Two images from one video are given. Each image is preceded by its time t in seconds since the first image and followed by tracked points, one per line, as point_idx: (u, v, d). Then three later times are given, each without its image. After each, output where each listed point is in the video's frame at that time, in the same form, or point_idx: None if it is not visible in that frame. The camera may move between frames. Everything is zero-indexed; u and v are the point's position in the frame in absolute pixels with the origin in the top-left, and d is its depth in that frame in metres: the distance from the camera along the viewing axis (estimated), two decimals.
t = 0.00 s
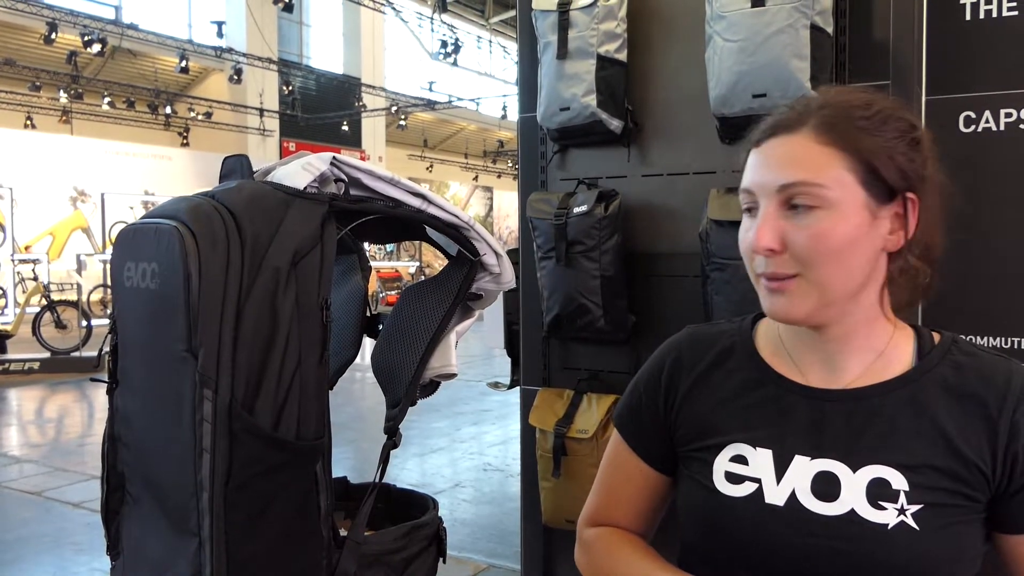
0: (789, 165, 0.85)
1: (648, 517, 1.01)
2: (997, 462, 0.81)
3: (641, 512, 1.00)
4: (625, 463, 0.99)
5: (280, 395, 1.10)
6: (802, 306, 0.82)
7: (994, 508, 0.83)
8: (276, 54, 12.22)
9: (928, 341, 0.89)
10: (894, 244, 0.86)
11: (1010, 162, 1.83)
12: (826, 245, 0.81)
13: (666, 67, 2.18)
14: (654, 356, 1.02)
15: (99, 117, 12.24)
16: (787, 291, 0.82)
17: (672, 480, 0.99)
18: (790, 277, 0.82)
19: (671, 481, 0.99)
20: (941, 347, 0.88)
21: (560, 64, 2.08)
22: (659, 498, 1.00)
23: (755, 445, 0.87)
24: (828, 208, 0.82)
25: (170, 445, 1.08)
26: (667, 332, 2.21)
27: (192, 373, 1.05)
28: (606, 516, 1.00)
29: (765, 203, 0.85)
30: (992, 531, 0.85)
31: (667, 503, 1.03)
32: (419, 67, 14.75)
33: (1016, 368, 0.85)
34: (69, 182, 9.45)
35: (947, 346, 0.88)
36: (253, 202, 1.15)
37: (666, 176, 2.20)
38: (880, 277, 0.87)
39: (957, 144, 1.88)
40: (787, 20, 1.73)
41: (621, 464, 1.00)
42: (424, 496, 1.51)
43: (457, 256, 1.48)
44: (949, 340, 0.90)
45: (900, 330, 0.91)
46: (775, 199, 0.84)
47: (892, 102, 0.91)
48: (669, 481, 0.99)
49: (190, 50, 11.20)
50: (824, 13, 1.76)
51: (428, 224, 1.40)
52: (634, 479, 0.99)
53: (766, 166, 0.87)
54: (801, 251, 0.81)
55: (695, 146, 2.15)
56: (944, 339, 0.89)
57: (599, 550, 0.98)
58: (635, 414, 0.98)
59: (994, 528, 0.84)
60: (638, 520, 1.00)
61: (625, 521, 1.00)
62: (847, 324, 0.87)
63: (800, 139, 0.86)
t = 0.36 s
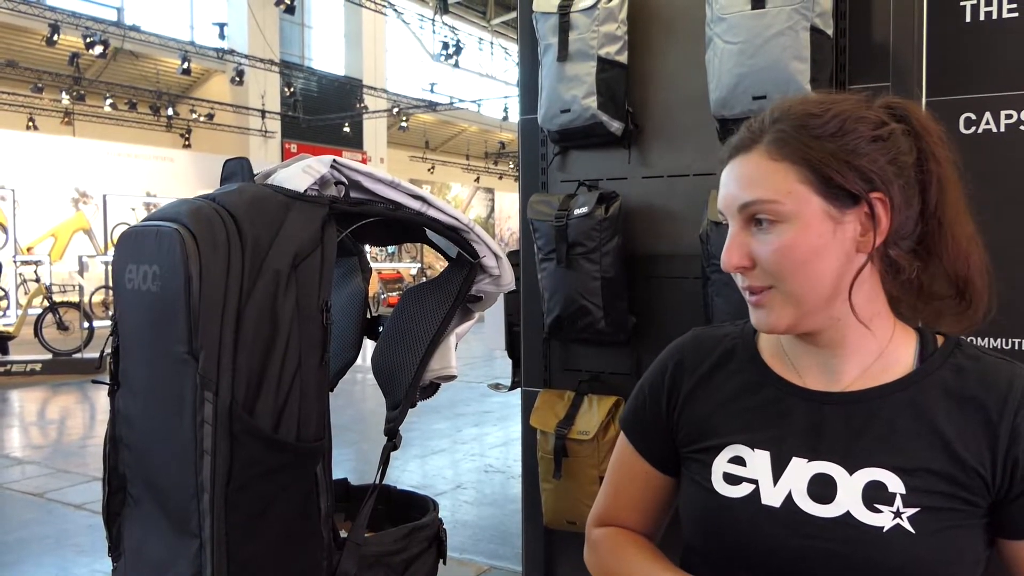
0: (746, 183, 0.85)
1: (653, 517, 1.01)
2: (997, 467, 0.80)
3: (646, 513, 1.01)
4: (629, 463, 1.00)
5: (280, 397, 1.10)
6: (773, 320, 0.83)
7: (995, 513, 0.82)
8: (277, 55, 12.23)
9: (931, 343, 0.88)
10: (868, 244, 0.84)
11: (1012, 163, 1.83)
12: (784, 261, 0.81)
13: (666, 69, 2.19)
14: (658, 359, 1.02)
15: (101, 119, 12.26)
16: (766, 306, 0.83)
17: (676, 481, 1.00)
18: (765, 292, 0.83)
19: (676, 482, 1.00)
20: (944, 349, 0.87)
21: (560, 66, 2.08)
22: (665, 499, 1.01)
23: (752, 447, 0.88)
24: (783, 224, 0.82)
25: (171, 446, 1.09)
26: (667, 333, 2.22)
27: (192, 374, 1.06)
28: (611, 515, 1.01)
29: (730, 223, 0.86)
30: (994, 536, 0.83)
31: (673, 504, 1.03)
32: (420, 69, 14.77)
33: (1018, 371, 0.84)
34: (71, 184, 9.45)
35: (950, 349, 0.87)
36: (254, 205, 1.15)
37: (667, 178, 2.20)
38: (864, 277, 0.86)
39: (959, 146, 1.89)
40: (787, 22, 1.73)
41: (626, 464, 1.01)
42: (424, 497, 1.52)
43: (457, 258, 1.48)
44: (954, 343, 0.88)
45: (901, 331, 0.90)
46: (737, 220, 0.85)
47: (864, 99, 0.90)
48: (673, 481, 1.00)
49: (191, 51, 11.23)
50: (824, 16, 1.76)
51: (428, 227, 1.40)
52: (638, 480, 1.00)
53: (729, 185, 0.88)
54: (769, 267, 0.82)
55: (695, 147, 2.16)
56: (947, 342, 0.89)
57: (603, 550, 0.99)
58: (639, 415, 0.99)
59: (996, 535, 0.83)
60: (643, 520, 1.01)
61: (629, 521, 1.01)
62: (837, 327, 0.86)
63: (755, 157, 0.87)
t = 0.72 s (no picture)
0: (741, 182, 0.85)
1: (650, 521, 1.01)
2: (987, 465, 0.80)
3: (642, 518, 1.01)
4: (625, 468, 1.00)
5: (280, 399, 1.10)
6: (771, 319, 0.83)
7: (987, 511, 0.82)
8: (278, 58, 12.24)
9: (921, 342, 0.88)
10: (861, 241, 0.84)
11: (1012, 164, 1.84)
12: (781, 259, 0.81)
13: (666, 71, 2.19)
14: (653, 364, 1.02)
15: (102, 122, 12.27)
16: (765, 304, 0.83)
17: (671, 485, 1.00)
18: (763, 291, 0.83)
19: (671, 487, 1.00)
20: (933, 347, 0.87)
21: (560, 69, 2.08)
22: (660, 503, 1.01)
23: (745, 448, 0.88)
24: (779, 222, 0.82)
25: (171, 449, 1.09)
26: (667, 335, 2.22)
27: (193, 377, 1.06)
28: (608, 520, 1.01)
29: (727, 224, 0.86)
30: (987, 535, 0.83)
31: (669, 509, 1.03)
32: (421, 71, 14.78)
33: (1010, 370, 0.83)
34: (71, 187, 9.45)
35: (939, 347, 0.87)
36: (254, 208, 1.15)
37: (666, 180, 2.21)
38: (856, 276, 0.86)
39: (958, 147, 1.89)
40: (787, 24, 1.73)
41: (621, 469, 1.01)
42: (425, 500, 1.52)
43: (457, 260, 1.48)
44: (943, 341, 0.88)
45: (891, 331, 0.90)
46: (732, 219, 0.85)
47: (840, 100, 0.90)
48: (668, 485, 0.99)
49: (191, 54, 11.24)
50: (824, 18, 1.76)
51: (428, 229, 1.40)
52: (634, 484, 1.00)
53: (724, 184, 0.87)
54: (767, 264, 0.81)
55: (694, 149, 2.16)
56: (937, 340, 0.88)
57: (599, 555, 0.99)
58: (635, 420, 0.99)
59: (989, 532, 0.82)
60: (639, 525, 1.01)
61: (625, 525, 1.01)
62: (831, 325, 0.86)
63: (746, 157, 0.87)
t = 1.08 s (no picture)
0: (789, 164, 0.86)
1: (637, 528, 1.01)
2: (969, 461, 0.81)
3: (629, 525, 1.00)
4: (612, 475, 1.00)
5: (280, 402, 1.10)
6: (815, 302, 0.83)
7: (969, 506, 0.82)
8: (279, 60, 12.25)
9: (900, 341, 0.89)
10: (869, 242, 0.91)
11: (1012, 166, 1.84)
12: (839, 240, 0.82)
13: (666, 73, 2.19)
14: (636, 371, 1.02)
15: (102, 124, 12.28)
16: (807, 287, 0.83)
17: (659, 491, 0.99)
18: (811, 272, 0.82)
19: (658, 493, 1.00)
20: (911, 347, 0.88)
21: (560, 71, 2.08)
22: (647, 509, 1.00)
23: (731, 452, 0.88)
24: (835, 206, 0.84)
25: (171, 453, 1.09)
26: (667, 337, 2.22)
27: (193, 380, 1.06)
28: (595, 528, 1.01)
29: (771, 203, 0.85)
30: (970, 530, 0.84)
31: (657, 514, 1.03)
32: (422, 73, 14.78)
33: (989, 367, 0.85)
34: (71, 189, 9.44)
35: (918, 346, 0.88)
36: (254, 212, 1.15)
37: (667, 182, 2.21)
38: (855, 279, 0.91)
39: (957, 150, 1.89)
40: (786, 27, 1.73)
41: (608, 477, 1.00)
42: (425, 503, 1.52)
43: (457, 263, 1.48)
44: (921, 340, 0.89)
45: (872, 333, 0.91)
46: (786, 197, 0.85)
47: (837, 118, 0.98)
48: (655, 492, 0.99)
49: (192, 56, 11.25)
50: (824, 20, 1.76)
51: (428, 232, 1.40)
52: (622, 492, 0.99)
53: (764, 167, 0.87)
54: (822, 245, 0.82)
55: (694, 152, 2.16)
56: (915, 341, 0.89)
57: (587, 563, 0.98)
58: (621, 429, 0.99)
59: (971, 527, 0.83)
60: (626, 531, 1.01)
61: (612, 533, 1.00)
62: (829, 328, 0.87)
63: (794, 142, 0.88)
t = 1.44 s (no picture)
0: (800, 169, 0.86)
1: (621, 529, 1.01)
2: (948, 459, 0.81)
3: (613, 526, 1.01)
4: (596, 477, 1.00)
5: (280, 406, 1.10)
6: (810, 307, 0.83)
7: (948, 504, 0.83)
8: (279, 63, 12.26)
9: (879, 343, 0.90)
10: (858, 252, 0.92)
11: (1011, 169, 1.84)
12: (839, 250, 0.83)
13: (666, 76, 2.19)
14: (620, 373, 1.01)
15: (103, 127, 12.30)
16: (803, 293, 0.83)
17: (642, 493, 0.99)
18: (808, 279, 0.83)
19: (642, 495, 1.00)
20: (891, 348, 0.89)
21: (560, 74, 2.08)
22: (630, 512, 1.01)
23: (714, 453, 0.87)
24: (839, 215, 0.85)
25: (172, 457, 1.09)
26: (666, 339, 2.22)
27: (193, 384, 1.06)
28: (578, 529, 1.01)
29: (777, 208, 0.85)
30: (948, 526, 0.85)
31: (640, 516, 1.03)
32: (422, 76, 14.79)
33: (965, 366, 0.85)
34: (72, 192, 9.44)
35: (896, 348, 0.88)
36: (254, 214, 1.15)
37: (667, 185, 2.21)
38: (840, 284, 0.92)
39: (956, 153, 1.89)
40: (786, 30, 1.73)
41: (592, 478, 1.00)
42: (424, 506, 1.53)
43: (457, 266, 1.49)
44: (900, 341, 0.90)
45: (852, 336, 0.91)
46: (792, 203, 0.84)
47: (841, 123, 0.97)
48: (638, 494, 0.99)
49: (192, 59, 11.26)
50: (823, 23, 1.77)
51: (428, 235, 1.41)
52: (605, 493, 1.00)
53: (774, 169, 0.86)
54: (822, 253, 0.83)
55: (694, 154, 2.16)
56: (894, 342, 0.90)
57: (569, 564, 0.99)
58: (604, 430, 0.98)
59: (950, 524, 0.84)
60: (610, 533, 1.01)
61: (596, 534, 1.01)
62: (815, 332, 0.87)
63: (804, 147, 0.88)
